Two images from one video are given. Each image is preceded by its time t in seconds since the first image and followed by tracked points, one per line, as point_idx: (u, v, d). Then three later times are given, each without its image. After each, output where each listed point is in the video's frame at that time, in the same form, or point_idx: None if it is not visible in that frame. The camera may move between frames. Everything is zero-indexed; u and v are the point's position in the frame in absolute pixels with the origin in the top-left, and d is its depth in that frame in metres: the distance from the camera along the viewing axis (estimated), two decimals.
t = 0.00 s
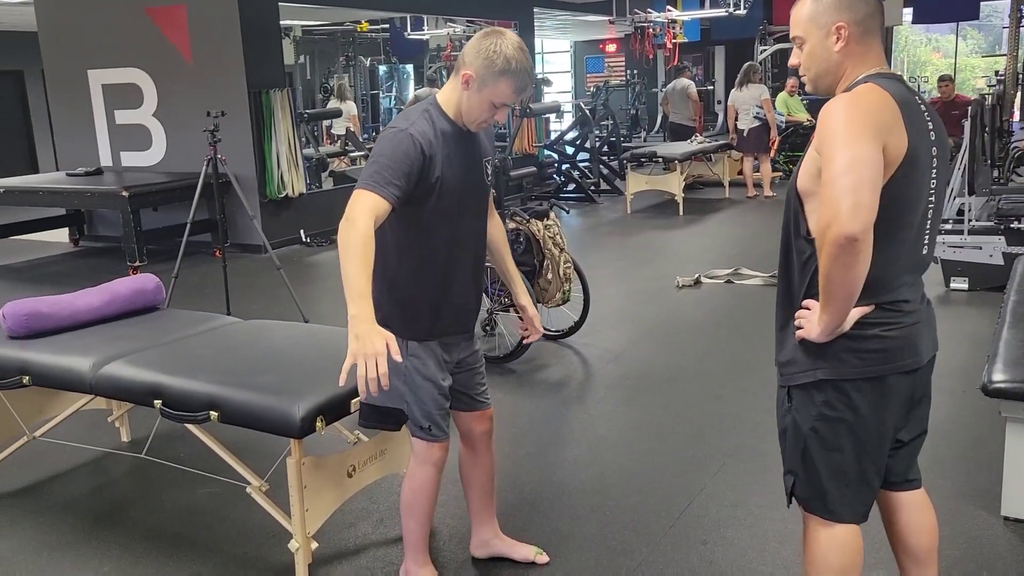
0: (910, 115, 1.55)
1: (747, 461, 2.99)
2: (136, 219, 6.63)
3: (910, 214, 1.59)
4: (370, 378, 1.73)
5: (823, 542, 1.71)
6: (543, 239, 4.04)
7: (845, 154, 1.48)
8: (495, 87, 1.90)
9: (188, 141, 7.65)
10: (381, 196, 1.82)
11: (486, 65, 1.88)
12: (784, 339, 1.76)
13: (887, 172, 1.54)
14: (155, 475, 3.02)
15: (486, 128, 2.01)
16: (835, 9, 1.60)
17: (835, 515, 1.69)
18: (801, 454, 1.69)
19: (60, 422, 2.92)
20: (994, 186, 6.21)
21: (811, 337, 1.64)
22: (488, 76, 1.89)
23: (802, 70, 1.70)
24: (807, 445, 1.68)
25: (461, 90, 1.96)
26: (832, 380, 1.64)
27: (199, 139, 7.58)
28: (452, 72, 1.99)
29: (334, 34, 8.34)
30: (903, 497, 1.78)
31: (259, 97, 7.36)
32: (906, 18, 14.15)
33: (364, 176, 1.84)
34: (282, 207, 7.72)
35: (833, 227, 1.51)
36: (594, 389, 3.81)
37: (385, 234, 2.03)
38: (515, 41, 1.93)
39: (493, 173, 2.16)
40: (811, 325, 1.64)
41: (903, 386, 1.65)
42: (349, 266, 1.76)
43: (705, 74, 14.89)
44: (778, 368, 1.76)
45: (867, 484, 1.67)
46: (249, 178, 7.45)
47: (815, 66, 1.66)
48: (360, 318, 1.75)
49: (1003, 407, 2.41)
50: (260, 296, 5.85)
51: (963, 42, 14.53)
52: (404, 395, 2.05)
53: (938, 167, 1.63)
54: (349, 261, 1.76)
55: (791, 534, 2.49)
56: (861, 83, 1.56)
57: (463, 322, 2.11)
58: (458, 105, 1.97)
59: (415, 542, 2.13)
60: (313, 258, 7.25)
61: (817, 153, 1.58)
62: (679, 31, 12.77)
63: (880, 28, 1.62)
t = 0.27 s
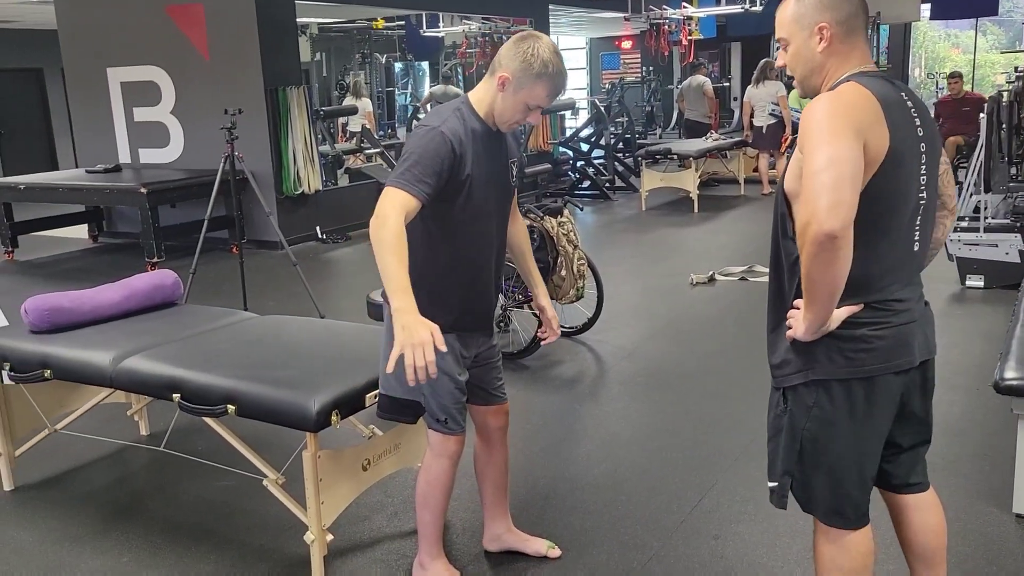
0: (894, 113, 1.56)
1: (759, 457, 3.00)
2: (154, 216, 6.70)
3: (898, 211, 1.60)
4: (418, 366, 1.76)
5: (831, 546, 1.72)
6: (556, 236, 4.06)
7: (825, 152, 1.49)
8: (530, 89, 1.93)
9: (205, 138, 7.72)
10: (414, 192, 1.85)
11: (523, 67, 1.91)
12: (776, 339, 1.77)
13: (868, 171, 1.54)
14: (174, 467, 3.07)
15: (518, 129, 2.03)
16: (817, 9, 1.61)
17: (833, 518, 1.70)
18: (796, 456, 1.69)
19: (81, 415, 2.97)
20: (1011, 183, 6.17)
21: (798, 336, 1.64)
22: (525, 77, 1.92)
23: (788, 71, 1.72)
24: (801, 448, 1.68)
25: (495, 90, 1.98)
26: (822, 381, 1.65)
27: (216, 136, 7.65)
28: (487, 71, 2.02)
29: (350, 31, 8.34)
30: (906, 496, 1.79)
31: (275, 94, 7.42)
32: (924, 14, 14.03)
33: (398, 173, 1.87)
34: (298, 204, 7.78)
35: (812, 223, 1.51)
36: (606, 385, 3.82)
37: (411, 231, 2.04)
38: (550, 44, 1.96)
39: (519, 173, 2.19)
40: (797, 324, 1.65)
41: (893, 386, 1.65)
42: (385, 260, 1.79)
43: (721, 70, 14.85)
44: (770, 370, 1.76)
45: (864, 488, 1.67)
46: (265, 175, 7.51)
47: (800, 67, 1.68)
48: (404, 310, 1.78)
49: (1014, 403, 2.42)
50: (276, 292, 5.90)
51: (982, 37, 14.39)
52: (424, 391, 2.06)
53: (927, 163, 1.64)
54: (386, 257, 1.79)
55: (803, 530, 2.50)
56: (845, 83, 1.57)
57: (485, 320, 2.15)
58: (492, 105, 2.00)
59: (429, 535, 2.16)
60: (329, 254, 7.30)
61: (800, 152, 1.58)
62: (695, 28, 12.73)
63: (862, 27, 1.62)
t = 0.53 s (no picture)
0: (889, 110, 1.56)
1: (767, 453, 3.01)
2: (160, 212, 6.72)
3: (896, 207, 1.60)
4: (502, 344, 1.81)
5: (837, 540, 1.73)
6: (563, 233, 4.07)
7: (815, 151, 1.49)
8: (553, 88, 1.97)
9: (211, 135, 7.73)
10: (444, 190, 1.88)
11: (547, 66, 1.95)
12: (779, 337, 1.78)
13: (858, 167, 1.55)
14: (183, 462, 3.08)
15: (538, 126, 2.06)
16: (810, 11, 1.61)
17: (841, 513, 1.70)
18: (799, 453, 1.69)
19: (92, 411, 2.99)
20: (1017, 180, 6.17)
21: (799, 332, 1.64)
22: (549, 76, 1.96)
23: (784, 72, 1.72)
24: (805, 445, 1.69)
25: (517, 89, 2.01)
26: (823, 377, 1.66)
27: (221, 133, 7.66)
28: (509, 70, 2.05)
29: (353, 28, 8.32)
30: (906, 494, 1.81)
31: (280, 91, 7.42)
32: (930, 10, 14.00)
33: (428, 172, 1.90)
34: (303, 200, 7.78)
35: (800, 219, 1.52)
36: (613, 382, 3.83)
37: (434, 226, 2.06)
38: (572, 43, 2.00)
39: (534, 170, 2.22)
40: (796, 321, 1.66)
41: (893, 382, 1.66)
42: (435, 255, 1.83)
43: (726, 67, 14.84)
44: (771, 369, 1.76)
45: (866, 482, 1.68)
46: (270, 172, 7.52)
47: (795, 68, 1.68)
48: (470, 299, 1.81)
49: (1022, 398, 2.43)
50: (282, 289, 5.91)
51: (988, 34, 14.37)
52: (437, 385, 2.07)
53: (927, 156, 1.64)
54: (437, 250, 1.83)
55: (811, 525, 2.51)
56: (837, 81, 1.58)
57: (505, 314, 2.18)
58: (513, 102, 2.02)
59: (439, 529, 2.18)
60: (334, 251, 7.31)
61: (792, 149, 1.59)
62: (699, 25, 12.71)
63: (855, 26, 1.63)
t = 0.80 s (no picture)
0: (899, 112, 1.58)
1: (770, 449, 3.03)
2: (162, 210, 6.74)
3: (904, 206, 1.63)
4: (540, 337, 1.81)
5: (842, 531, 1.76)
6: (565, 232, 4.09)
7: (823, 151, 1.52)
8: (566, 85, 2.01)
9: (213, 133, 7.74)
10: (463, 186, 1.92)
11: (559, 64, 1.99)
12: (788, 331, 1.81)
13: (866, 167, 1.58)
14: (190, 458, 3.11)
15: (549, 123, 2.10)
16: (827, 12, 1.64)
17: (846, 504, 1.73)
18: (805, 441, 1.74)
19: (99, 407, 3.01)
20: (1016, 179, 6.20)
21: (805, 326, 1.67)
22: (562, 74, 2.00)
23: (799, 70, 1.75)
24: (811, 435, 1.73)
25: (529, 86, 2.05)
26: (829, 370, 1.69)
27: (223, 131, 7.67)
28: (521, 68, 2.08)
29: (354, 27, 8.32)
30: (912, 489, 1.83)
31: (282, 90, 7.45)
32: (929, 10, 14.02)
33: (446, 170, 1.93)
34: (305, 198, 7.81)
35: (806, 220, 1.55)
36: (616, 379, 3.86)
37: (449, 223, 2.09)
38: (583, 41, 2.04)
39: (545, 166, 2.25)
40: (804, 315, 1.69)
41: (897, 377, 1.68)
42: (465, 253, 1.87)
43: (725, 66, 14.86)
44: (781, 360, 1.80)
45: (870, 474, 1.71)
46: (272, 170, 7.54)
47: (810, 67, 1.71)
48: (505, 293, 1.84)
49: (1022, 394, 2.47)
50: (286, 287, 5.93)
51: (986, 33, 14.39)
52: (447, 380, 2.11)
53: (937, 156, 1.66)
54: (464, 247, 1.87)
55: (814, 520, 2.54)
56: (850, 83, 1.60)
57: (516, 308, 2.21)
58: (526, 100, 2.05)
59: (446, 523, 2.21)
60: (336, 249, 7.33)
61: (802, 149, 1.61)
62: (699, 23, 12.73)
63: (871, 28, 1.65)
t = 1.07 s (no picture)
0: (907, 110, 1.60)
1: (770, 444, 3.06)
2: (162, 210, 6.75)
3: (910, 203, 1.65)
4: (541, 338, 1.85)
5: (845, 520, 1.78)
6: (566, 230, 4.11)
7: (830, 150, 1.54)
8: (571, 82, 2.04)
9: (211, 133, 7.75)
10: (471, 184, 1.94)
11: (564, 62, 2.02)
12: (796, 322, 1.83)
13: (875, 165, 1.60)
14: (194, 457, 3.12)
15: (555, 120, 2.13)
16: (839, 10, 1.66)
17: (852, 493, 1.76)
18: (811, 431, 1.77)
19: (103, 406, 3.02)
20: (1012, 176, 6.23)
21: (814, 319, 1.70)
22: (569, 71, 2.02)
23: (808, 65, 1.77)
24: (817, 424, 1.75)
25: (535, 84, 2.07)
26: (835, 361, 1.72)
27: (222, 131, 7.68)
28: (527, 65, 2.11)
29: (351, 27, 8.32)
30: (913, 480, 1.85)
31: (281, 90, 7.46)
32: (925, 7, 14.04)
33: (454, 168, 1.96)
34: (304, 198, 7.82)
35: (814, 216, 1.57)
36: (617, 376, 3.88)
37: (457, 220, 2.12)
38: (588, 39, 2.07)
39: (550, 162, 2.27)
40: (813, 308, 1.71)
41: (902, 370, 1.70)
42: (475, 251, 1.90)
43: (722, 64, 14.90)
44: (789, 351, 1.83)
45: (875, 464, 1.73)
46: (271, 169, 7.55)
47: (820, 63, 1.73)
48: (512, 294, 1.88)
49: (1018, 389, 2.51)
50: (286, 287, 5.95)
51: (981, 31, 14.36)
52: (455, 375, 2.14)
53: (943, 154, 1.68)
54: (472, 246, 1.91)
55: (815, 514, 2.56)
56: (858, 81, 1.62)
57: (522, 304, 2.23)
58: (532, 97, 2.08)
59: (452, 517, 2.23)
60: (336, 249, 7.35)
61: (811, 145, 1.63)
62: (696, 22, 12.76)
63: (881, 25, 1.67)
